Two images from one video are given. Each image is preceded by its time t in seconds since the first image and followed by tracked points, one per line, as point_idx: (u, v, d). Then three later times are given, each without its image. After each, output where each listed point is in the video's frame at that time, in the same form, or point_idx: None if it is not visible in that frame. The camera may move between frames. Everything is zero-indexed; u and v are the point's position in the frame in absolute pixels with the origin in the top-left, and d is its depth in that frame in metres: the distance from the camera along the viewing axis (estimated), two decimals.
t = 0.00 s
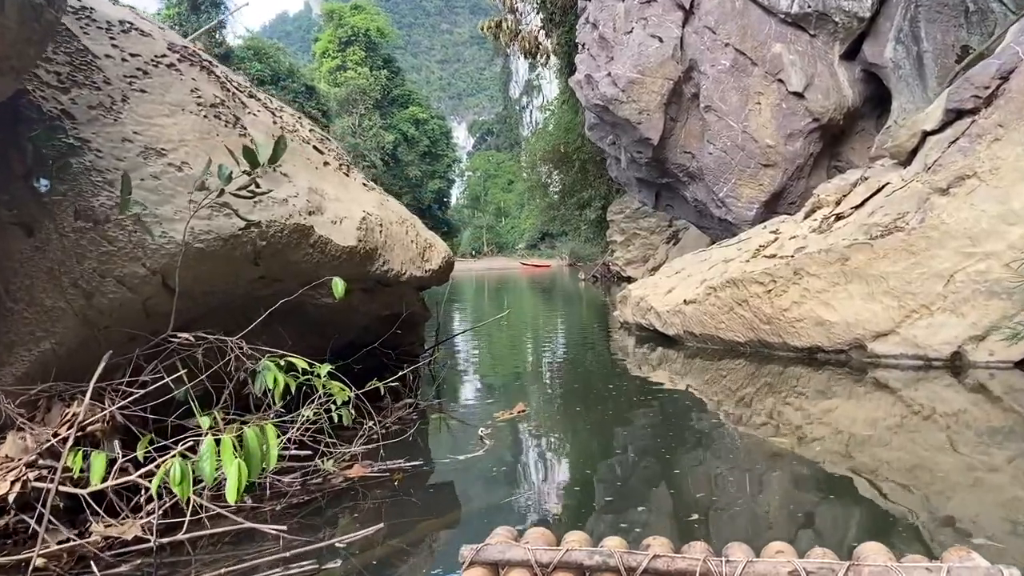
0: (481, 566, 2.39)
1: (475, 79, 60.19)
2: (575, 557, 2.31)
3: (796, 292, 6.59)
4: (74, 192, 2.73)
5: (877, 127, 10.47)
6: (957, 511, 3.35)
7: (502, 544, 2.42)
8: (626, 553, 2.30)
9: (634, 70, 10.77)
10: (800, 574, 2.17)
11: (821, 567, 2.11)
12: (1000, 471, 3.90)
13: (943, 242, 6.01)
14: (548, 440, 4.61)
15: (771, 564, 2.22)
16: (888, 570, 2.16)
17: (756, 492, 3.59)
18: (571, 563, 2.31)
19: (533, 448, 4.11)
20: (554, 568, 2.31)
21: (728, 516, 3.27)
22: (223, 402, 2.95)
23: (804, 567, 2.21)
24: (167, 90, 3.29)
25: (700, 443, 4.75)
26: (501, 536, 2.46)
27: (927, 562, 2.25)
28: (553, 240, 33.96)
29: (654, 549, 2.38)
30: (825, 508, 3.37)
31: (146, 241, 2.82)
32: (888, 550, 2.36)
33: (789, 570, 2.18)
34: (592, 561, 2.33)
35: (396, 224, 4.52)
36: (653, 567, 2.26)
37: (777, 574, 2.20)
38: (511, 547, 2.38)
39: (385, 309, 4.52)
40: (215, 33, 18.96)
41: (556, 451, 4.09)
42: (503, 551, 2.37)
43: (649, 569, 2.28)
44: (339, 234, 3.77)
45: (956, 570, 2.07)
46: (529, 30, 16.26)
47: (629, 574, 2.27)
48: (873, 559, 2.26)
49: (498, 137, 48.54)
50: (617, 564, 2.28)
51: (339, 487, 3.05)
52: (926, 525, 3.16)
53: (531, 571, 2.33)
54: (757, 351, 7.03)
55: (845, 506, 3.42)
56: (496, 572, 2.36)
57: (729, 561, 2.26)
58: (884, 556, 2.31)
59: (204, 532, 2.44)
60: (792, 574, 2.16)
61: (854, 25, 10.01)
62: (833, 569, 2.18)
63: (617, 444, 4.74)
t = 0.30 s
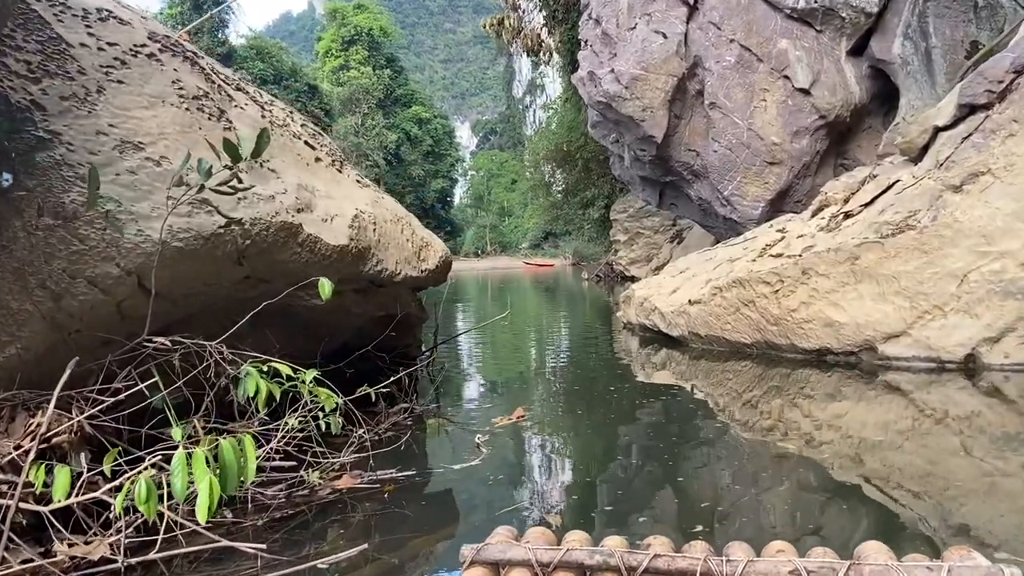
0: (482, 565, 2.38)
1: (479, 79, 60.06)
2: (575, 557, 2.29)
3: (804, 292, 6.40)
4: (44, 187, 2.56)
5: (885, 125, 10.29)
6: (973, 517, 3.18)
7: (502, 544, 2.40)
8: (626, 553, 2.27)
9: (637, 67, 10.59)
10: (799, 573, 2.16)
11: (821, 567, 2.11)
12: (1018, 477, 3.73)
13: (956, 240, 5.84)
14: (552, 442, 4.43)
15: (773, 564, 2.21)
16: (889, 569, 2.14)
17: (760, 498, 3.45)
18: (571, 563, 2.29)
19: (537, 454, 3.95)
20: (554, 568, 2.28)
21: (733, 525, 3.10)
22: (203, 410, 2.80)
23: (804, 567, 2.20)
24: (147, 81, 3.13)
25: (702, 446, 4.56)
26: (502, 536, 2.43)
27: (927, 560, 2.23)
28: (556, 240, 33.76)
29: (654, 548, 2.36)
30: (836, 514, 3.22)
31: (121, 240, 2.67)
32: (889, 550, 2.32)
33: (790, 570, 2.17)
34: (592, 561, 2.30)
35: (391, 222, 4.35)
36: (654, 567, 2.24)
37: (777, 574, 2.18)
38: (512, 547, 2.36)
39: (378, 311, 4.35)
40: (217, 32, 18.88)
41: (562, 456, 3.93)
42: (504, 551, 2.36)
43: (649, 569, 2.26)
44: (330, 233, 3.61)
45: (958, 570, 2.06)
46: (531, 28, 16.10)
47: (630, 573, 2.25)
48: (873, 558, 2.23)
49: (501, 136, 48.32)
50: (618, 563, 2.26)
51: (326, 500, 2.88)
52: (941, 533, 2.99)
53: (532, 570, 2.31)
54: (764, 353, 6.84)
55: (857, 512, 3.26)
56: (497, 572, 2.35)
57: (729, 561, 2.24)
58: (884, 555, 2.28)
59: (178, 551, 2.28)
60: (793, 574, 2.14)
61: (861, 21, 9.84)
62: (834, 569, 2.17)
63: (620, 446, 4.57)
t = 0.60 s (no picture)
0: (483, 565, 2.37)
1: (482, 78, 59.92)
2: (577, 556, 2.29)
3: (813, 292, 6.21)
4: (11, 182, 2.37)
5: (893, 122, 10.10)
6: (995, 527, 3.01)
7: (504, 543, 2.39)
8: (627, 552, 2.27)
9: (642, 63, 10.41)
10: (800, 572, 2.15)
11: (822, 566, 2.11)
12: None
13: (971, 239, 5.66)
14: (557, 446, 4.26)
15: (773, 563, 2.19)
16: (889, 568, 2.14)
17: (768, 507, 3.28)
18: (572, 562, 2.29)
19: (544, 463, 3.78)
20: (556, 567, 2.29)
21: (742, 536, 2.93)
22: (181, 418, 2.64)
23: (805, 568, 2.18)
24: (124, 71, 2.97)
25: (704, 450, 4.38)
26: (502, 535, 2.42)
27: (928, 560, 2.22)
28: (560, 239, 33.56)
29: (656, 548, 2.36)
30: (847, 522, 3.08)
31: (93, 238, 2.51)
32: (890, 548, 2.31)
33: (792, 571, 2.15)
34: (593, 560, 2.30)
35: (385, 220, 4.19)
36: (655, 566, 2.24)
37: (778, 573, 2.18)
38: (513, 546, 2.36)
39: (372, 312, 4.19)
40: (220, 31, 18.77)
41: (568, 466, 3.77)
42: (506, 550, 2.35)
43: (650, 568, 2.26)
44: (319, 231, 3.46)
45: (959, 569, 2.09)
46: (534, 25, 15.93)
47: (631, 572, 2.25)
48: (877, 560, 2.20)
49: (505, 135, 48.11)
50: (619, 563, 2.26)
51: (313, 514, 2.71)
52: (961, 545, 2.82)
53: (532, 569, 2.31)
54: (771, 355, 6.66)
55: (867, 520, 3.12)
56: (498, 571, 2.34)
57: (730, 560, 2.24)
58: (886, 554, 2.27)
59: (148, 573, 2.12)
60: (794, 574, 2.14)
61: (869, 16, 9.67)
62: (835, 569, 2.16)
63: (623, 450, 4.39)
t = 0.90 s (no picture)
0: (481, 563, 2.32)
1: (486, 77, 59.72)
2: (575, 554, 2.24)
3: (822, 293, 6.04)
4: None
5: (901, 119, 9.92)
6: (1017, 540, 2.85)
7: (503, 541, 2.34)
8: (626, 551, 2.23)
9: (646, 59, 10.25)
10: (799, 571, 2.11)
11: (820, 565, 2.06)
12: None
13: (986, 237, 5.49)
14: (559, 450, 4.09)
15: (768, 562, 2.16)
16: (887, 567, 2.08)
17: (777, 517, 3.11)
18: (570, 561, 2.24)
19: (545, 472, 3.62)
20: (554, 566, 2.24)
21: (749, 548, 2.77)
22: (156, 428, 2.49)
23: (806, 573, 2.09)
24: (100, 61, 2.82)
25: (710, 453, 4.21)
26: (501, 533, 2.38)
27: (927, 560, 2.16)
28: (564, 238, 33.35)
29: (655, 546, 2.34)
30: (854, 527, 2.98)
31: (60, 236, 2.36)
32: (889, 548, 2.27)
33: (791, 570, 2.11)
34: (592, 559, 2.25)
35: (379, 219, 4.04)
36: (654, 565, 2.19)
37: (777, 573, 2.13)
38: (511, 544, 2.31)
39: (367, 314, 4.04)
40: (224, 30, 18.64)
41: (571, 475, 3.61)
42: (504, 549, 2.30)
43: (649, 566, 2.21)
44: (308, 229, 3.31)
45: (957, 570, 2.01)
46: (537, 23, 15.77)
47: (629, 571, 2.20)
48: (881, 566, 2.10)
49: (508, 134, 47.92)
50: (616, 561, 2.21)
51: (296, 530, 2.55)
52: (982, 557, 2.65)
53: (531, 568, 2.26)
54: (779, 356, 6.48)
55: (874, 524, 3.01)
56: (497, 570, 2.29)
57: (729, 559, 2.19)
58: (884, 555, 2.21)
59: None
60: (793, 573, 2.10)
61: (878, 11, 9.50)
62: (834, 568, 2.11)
63: (627, 452, 4.24)
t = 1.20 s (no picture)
0: (480, 562, 2.31)
1: (490, 76, 59.53)
2: (574, 554, 2.23)
3: (832, 293, 5.87)
4: None
5: (910, 115, 9.71)
6: None
7: (502, 539, 2.34)
8: (625, 550, 2.22)
9: (651, 55, 10.07)
10: (799, 570, 2.10)
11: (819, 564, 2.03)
12: None
13: (1002, 235, 5.30)
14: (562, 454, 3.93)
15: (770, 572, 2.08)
16: (886, 566, 2.07)
17: (790, 530, 2.94)
18: (570, 559, 2.24)
19: (548, 480, 3.45)
20: (553, 564, 2.24)
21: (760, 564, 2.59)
22: (130, 438, 2.34)
23: None
24: (74, 49, 2.67)
25: (716, 459, 4.04)
26: (500, 531, 2.37)
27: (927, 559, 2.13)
28: (569, 237, 33.16)
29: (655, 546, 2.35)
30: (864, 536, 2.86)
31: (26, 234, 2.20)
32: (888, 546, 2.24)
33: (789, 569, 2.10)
34: (592, 558, 2.25)
35: (374, 216, 3.88)
36: (653, 563, 2.18)
37: (776, 572, 2.12)
38: (511, 543, 2.30)
39: (361, 316, 3.89)
40: (228, 29, 18.46)
41: (575, 484, 3.45)
42: (503, 547, 2.30)
43: (648, 566, 2.20)
44: (297, 227, 3.16)
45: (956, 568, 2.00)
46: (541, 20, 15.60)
47: (628, 570, 2.20)
48: None
49: (512, 133, 47.69)
50: (616, 560, 2.21)
51: (280, 547, 2.40)
52: None
53: (530, 567, 2.26)
54: (787, 358, 6.30)
55: (890, 537, 2.84)
56: (495, 570, 2.28)
57: (728, 557, 2.18)
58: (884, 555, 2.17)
59: None
60: (792, 573, 2.08)
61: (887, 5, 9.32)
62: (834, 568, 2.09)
63: (632, 457, 4.06)
